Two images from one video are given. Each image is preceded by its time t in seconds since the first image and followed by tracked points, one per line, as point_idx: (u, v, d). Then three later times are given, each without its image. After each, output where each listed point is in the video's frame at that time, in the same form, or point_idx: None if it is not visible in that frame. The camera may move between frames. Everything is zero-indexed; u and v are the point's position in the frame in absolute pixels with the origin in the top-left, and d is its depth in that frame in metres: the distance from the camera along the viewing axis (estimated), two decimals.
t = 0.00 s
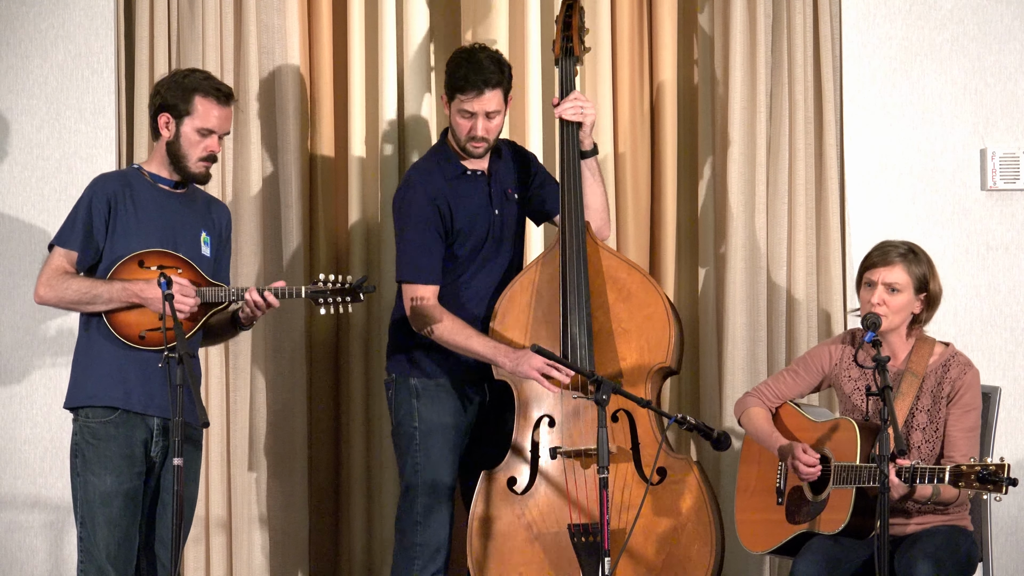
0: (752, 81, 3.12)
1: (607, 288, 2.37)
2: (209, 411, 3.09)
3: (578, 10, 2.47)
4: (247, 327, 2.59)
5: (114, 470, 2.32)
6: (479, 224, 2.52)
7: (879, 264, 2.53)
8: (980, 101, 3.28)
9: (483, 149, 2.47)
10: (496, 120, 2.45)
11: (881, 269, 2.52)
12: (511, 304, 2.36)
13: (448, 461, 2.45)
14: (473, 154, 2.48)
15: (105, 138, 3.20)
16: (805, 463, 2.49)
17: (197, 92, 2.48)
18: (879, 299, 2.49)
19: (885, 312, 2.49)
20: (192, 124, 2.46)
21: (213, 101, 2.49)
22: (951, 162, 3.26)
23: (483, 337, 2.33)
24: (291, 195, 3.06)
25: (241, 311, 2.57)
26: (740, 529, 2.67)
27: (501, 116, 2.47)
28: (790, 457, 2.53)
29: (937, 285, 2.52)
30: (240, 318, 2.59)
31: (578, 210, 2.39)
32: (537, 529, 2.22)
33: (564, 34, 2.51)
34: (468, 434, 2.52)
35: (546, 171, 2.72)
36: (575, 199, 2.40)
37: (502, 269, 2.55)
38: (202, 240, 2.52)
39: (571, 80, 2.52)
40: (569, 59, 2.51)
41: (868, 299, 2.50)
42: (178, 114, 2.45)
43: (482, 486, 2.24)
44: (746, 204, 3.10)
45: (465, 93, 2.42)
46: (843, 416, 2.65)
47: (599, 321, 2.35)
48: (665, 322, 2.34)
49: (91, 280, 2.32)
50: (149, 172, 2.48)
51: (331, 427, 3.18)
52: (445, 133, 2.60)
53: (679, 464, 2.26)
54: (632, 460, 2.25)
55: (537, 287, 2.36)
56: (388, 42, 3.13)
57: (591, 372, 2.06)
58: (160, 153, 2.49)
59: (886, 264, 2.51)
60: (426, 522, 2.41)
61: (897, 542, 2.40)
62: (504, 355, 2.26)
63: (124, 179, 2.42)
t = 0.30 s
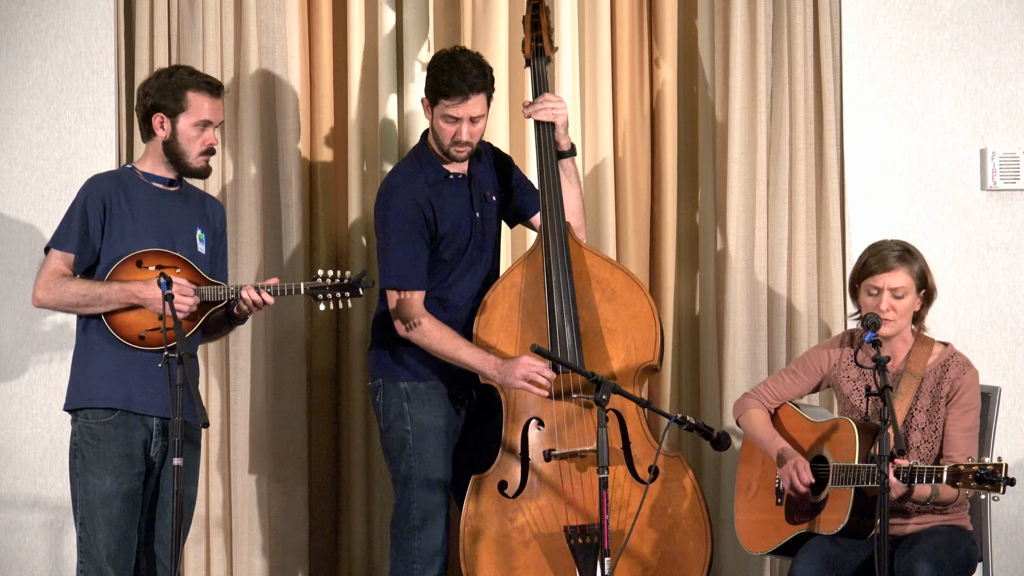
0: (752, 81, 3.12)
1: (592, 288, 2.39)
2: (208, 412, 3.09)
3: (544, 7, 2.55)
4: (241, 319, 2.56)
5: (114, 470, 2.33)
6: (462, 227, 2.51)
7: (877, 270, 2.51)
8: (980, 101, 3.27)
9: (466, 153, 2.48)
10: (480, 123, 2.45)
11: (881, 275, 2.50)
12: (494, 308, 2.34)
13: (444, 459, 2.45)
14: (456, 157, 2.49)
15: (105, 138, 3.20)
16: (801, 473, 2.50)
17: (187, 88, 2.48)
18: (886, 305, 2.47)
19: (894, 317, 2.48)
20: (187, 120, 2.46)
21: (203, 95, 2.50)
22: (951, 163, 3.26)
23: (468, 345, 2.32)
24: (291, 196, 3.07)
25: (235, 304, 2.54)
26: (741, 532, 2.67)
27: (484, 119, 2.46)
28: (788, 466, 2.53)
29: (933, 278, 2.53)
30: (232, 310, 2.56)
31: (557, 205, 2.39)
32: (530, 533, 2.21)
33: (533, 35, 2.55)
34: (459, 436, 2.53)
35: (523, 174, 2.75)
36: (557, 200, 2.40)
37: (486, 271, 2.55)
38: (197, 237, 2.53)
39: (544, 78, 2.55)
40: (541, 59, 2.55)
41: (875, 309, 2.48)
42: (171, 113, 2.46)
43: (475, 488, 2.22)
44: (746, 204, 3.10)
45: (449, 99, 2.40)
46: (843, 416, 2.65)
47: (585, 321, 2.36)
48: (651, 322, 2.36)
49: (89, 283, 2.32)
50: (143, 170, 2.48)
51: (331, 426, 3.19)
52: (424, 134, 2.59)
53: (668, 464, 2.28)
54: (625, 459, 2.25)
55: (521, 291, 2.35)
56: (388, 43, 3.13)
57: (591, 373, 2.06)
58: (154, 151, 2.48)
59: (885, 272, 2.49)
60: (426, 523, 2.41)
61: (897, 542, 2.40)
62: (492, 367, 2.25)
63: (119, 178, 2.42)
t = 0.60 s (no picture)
0: (752, 82, 3.11)
1: (584, 287, 2.39)
2: (208, 412, 3.09)
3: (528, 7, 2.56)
4: (237, 318, 2.56)
5: (111, 472, 2.33)
6: (455, 223, 2.51)
7: (877, 273, 2.50)
8: (980, 101, 3.28)
9: (462, 151, 2.48)
10: (477, 121, 2.45)
11: (881, 278, 2.49)
12: (487, 307, 2.33)
13: (436, 459, 2.46)
14: (453, 156, 2.49)
15: (105, 138, 3.20)
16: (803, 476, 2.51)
17: (176, 85, 2.48)
18: (889, 307, 2.47)
19: (897, 319, 2.48)
20: (177, 117, 2.46)
21: (191, 90, 2.50)
22: (951, 163, 3.26)
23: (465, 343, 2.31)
24: (291, 195, 3.07)
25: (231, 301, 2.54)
26: (742, 531, 2.67)
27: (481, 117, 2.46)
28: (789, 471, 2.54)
29: (932, 276, 2.53)
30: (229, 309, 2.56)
31: (547, 202, 2.39)
32: (527, 536, 2.20)
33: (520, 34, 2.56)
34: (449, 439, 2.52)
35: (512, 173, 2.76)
36: (545, 201, 2.39)
37: (479, 268, 2.56)
38: (191, 235, 2.52)
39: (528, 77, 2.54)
40: (527, 58, 2.55)
41: (879, 311, 2.48)
42: (161, 111, 2.46)
43: (473, 488, 2.22)
44: (747, 204, 3.10)
45: (447, 97, 2.39)
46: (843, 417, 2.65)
47: (579, 321, 2.36)
48: (643, 322, 2.37)
49: (85, 284, 2.31)
50: (134, 169, 2.47)
51: (331, 426, 3.18)
52: (417, 132, 2.58)
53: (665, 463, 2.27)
54: (621, 459, 2.25)
55: (514, 292, 2.34)
56: (388, 42, 3.13)
57: (591, 373, 2.06)
58: (144, 150, 2.48)
59: (885, 274, 2.49)
60: (425, 523, 2.41)
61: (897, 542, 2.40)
62: (488, 366, 2.24)
63: (109, 177, 2.42)
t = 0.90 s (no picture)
0: (752, 82, 3.11)
1: (583, 288, 2.39)
2: (208, 412, 3.09)
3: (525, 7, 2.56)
4: (231, 318, 2.53)
5: (107, 472, 2.33)
6: (452, 229, 2.51)
7: (878, 273, 2.50)
8: (980, 101, 3.27)
9: (458, 153, 2.47)
10: (471, 123, 2.45)
11: (882, 278, 2.49)
12: (488, 308, 2.33)
13: (443, 458, 2.45)
14: (448, 158, 2.48)
15: (105, 138, 3.20)
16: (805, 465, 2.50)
17: (169, 85, 2.47)
18: (888, 307, 2.47)
19: (897, 319, 2.47)
20: (169, 117, 2.46)
21: (184, 90, 2.49)
22: (951, 163, 3.26)
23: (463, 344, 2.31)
24: (291, 195, 3.07)
25: (226, 302, 2.50)
26: (742, 530, 2.67)
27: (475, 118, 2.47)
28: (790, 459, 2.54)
29: (934, 278, 2.52)
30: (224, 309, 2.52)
31: (546, 204, 2.39)
32: (526, 536, 2.20)
33: (516, 34, 2.56)
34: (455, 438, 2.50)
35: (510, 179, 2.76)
36: (541, 202, 2.40)
37: (478, 269, 2.56)
38: (184, 234, 2.53)
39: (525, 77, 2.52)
40: (524, 60, 2.54)
41: (878, 311, 2.48)
42: (153, 110, 2.45)
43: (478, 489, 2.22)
44: (747, 204, 3.10)
45: (441, 100, 2.39)
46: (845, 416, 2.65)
47: (577, 322, 2.36)
48: (643, 322, 2.37)
49: (79, 285, 2.31)
50: (127, 169, 2.46)
51: (330, 426, 3.18)
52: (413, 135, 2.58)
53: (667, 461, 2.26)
54: (621, 459, 2.25)
55: (511, 293, 2.34)
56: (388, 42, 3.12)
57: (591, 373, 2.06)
58: (136, 149, 2.47)
59: (886, 274, 2.49)
60: (424, 524, 2.41)
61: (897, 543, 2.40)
62: (487, 368, 2.24)
63: (103, 179, 2.41)
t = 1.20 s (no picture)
0: (752, 82, 3.11)
1: (587, 288, 2.39)
2: (207, 412, 3.09)
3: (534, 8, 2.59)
4: (227, 317, 2.54)
5: (105, 473, 2.33)
6: (456, 227, 2.51)
7: (884, 274, 2.50)
8: (980, 101, 3.27)
9: (460, 150, 2.47)
10: (474, 120, 2.45)
11: (889, 279, 2.49)
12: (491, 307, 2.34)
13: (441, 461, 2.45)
14: (451, 155, 2.48)
15: (105, 138, 3.20)
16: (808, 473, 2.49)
17: (162, 84, 2.47)
18: (893, 309, 2.46)
19: (901, 320, 2.48)
20: (162, 117, 2.45)
21: (178, 90, 2.49)
22: (951, 163, 3.26)
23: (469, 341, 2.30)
24: (291, 195, 3.07)
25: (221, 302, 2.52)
26: (743, 529, 2.67)
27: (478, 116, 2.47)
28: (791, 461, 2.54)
29: (939, 278, 2.53)
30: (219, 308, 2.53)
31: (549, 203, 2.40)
32: (527, 535, 2.20)
33: (524, 34, 2.57)
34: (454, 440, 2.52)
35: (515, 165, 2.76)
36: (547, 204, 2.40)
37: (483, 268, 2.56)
38: (179, 234, 2.53)
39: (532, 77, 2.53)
40: (531, 60, 2.55)
41: (883, 313, 2.48)
42: (147, 109, 2.45)
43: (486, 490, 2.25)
44: (747, 203, 3.10)
45: (443, 96, 2.40)
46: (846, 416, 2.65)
47: (580, 322, 2.36)
48: (646, 323, 2.37)
49: (75, 285, 2.31)
50: (121, 169, 2.46)
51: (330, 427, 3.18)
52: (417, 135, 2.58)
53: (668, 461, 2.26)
54: (623, 459, 2.25)
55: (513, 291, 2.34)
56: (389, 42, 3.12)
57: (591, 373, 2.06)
58: (131, 149, 2.47)
59: (893, 275, 2.48)
60: (422, 524, 2.41)
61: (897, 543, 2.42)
62: (497, 364, 2.24)
63: (97, 179, 2.41)
